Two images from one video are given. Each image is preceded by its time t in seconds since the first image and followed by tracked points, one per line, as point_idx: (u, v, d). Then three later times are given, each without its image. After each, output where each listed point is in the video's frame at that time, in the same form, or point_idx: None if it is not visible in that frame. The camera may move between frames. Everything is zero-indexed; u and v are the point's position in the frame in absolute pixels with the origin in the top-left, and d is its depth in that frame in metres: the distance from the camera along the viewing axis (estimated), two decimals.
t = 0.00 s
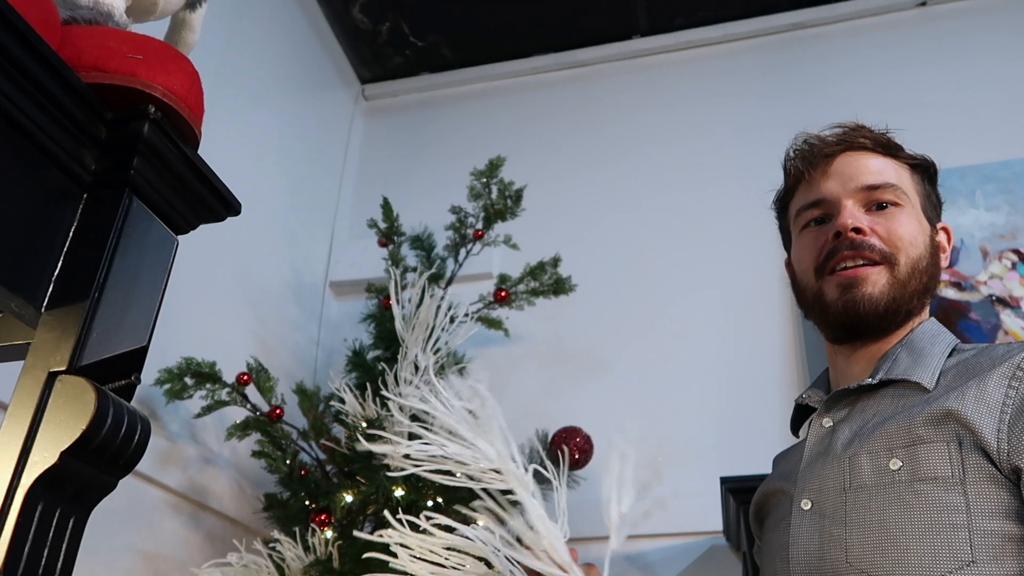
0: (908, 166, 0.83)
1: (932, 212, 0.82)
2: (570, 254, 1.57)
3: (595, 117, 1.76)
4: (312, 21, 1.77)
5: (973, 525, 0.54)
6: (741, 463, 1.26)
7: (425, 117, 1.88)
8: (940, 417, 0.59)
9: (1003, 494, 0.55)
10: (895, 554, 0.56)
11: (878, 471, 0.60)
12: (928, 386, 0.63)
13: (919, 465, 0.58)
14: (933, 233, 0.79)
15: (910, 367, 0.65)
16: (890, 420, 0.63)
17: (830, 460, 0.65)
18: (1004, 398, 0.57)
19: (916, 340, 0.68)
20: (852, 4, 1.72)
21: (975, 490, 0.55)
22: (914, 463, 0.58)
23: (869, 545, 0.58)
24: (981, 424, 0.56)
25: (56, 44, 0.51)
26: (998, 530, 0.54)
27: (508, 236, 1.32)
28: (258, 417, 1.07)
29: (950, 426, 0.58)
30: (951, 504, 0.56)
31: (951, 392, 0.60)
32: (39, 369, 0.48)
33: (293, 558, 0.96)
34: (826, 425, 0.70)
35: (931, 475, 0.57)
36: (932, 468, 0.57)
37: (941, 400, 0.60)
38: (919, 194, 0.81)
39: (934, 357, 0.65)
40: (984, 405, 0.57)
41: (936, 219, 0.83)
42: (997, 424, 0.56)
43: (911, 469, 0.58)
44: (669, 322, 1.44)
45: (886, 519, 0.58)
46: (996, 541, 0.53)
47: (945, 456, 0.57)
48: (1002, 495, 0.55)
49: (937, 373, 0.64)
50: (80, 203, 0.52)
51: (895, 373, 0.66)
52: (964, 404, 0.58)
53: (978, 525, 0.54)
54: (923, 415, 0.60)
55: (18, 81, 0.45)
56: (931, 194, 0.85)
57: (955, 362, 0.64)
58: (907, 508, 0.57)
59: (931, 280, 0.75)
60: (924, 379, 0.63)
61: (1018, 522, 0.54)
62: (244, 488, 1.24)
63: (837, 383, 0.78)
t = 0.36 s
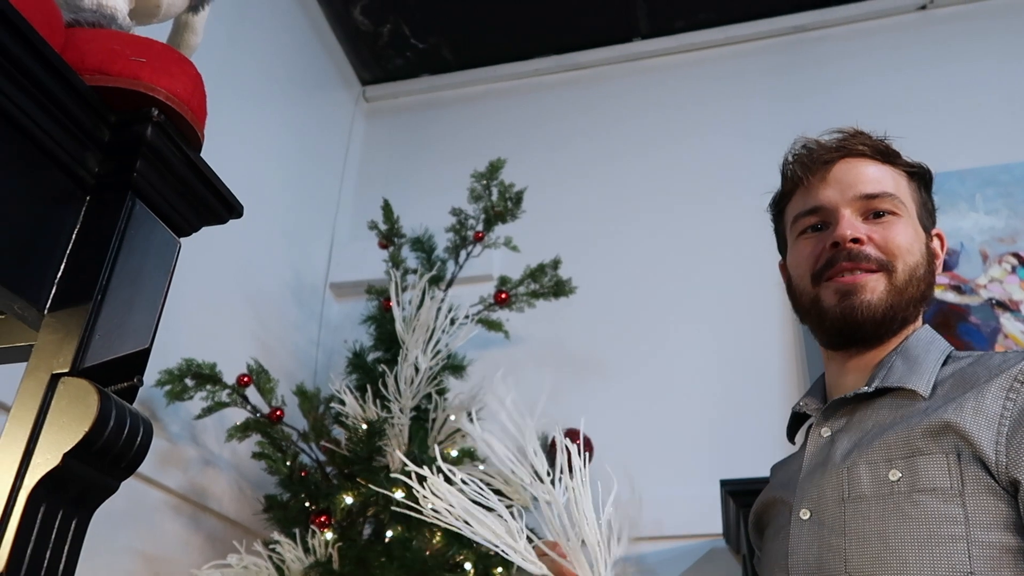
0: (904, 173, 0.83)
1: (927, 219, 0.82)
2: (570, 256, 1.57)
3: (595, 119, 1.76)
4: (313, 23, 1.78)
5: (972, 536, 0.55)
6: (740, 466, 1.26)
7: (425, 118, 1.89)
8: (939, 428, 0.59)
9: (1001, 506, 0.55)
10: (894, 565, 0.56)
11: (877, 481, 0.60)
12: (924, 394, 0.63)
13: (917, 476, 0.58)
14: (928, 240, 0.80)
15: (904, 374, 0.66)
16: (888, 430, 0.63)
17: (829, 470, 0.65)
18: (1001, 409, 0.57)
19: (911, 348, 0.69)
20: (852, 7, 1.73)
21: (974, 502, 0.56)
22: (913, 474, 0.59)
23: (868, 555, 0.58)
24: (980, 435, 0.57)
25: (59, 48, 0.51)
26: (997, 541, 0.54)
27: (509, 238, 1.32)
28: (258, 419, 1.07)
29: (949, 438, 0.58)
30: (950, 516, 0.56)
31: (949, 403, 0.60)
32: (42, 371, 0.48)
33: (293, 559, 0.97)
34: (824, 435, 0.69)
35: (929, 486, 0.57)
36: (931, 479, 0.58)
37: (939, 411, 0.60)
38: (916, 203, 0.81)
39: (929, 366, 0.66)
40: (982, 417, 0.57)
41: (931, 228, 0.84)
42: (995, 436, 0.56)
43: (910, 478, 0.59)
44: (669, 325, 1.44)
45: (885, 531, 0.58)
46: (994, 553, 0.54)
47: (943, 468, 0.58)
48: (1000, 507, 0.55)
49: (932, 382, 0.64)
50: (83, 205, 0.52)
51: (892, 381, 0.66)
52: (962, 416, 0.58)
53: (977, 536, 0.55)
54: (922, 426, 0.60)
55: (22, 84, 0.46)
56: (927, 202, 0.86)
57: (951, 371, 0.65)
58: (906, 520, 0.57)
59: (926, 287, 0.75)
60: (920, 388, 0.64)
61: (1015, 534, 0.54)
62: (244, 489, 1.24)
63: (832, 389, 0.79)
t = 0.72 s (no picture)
0: (869, 156, 0.79)
1: (913, 191, 0.77)
2: (568, 257, 1.57)
3: (594, 119, 1.76)
4: (311, 22, 1.77)
5: (944, 537, 0.54)
6: (737, 468, 1.26)
7: (423, 118, 1.88)
8: (914, 428, 0.58)
9: (973, 505, 0.54)
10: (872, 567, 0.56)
11: (857, 484, 0.60)
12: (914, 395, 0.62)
13: (893, 476, 0.58)
14: (910, 218, 0.75)
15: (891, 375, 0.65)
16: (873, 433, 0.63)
17: (819, 474, 0.65)
18: (971, 406, 0.56)
19: (905, 348, 0.68)
20: (851, 10, 1.73)
21: (946, 501, 0.55)
22: (888, 474, 0.58)
23: (849, 559, 0.58)
24: (952, 434, 0.56)
25: (50, 39, 0.51)
26: (969, 541, 0.53)
27: (507, 238, 1.32)
28: (253, 418, 1.06)
29: (923, 437, 0.58)
30: (922, 516, 0.55)
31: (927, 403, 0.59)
32: (29, 364, 0.47)
33: (286, 559, 0.95)
34: (821, 438, 0.69)
35: (903, 485, 0.57)
36: (905, 479, 0.57)
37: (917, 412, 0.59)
38: (891, 183, 0.77)
39: (921, 365, 0.65)
40: (956, 415, 0.56)
41: (926, 198, 0.79)
42: (967, 434, 0.55)
43: (886, 481, 0.58)
44: (666, 326, 1.43)
45: (864, 533, 0.58)
46: (967, 554, 0.53)
47: (917, 467, 0.57)
48: (973, 506, 0.54)
49: (923, 382, 0.63)
50: (73, 198, 0.51)
51: (882, 383, 0.65)
52: (936, 415, 0.57)
53: (949, 537, 0.54)
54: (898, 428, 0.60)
55: (10, 74, 0.45)
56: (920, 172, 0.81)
57: (942, 372, 0.64)
58: (882, 521, 0.57)
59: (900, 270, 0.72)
60: (910, 389, 0.63)
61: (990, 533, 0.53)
62: (239, 489, 1.23)
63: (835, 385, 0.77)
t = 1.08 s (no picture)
0: (797, 176, 0.83)
1: (834, 187, 0.77)
2: (569, 257, 1.57)
3: (595, 119, 1.76)
4: (313, 21, 1.77)
5: (869, 545, 0.56)
6: (737, 469, 1.26)
7: (425, 118, 1.88)
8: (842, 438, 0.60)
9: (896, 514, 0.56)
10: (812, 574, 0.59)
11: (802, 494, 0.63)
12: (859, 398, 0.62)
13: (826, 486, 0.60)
14: (823, 215, 0.76)
15: (851, 373, 0.66)
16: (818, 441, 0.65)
17: (783, 482, 0.68)
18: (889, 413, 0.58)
19: (865, 348, 0.67)
20: (853, 11, 1.72)
21: (870, 510, 0.57)
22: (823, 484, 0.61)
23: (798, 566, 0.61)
24: (874, 445, 0.58)
25: (55, 31, 0.51)
26: (893, 548, 0.55)
27: (508, 238, 1.32)
28: (252, 416, 1.06)
29: (850, 447, 0.60)
30: (850, 525, 0.57)
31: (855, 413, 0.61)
32: (32, 358, 0.47)
33: (286, 557, 0.96)
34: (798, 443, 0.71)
35: (832, 495, 0.59)
36: (833, 488, 0.59)
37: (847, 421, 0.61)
38: (811, 190, 0.79)
39: (876, 365, 0.64)
40: (878, 426, 0.58)
41: (859, 185, 0.76)
42: (885, 444, 0.57)
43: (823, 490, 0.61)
44: (667, 326, 1.43)
45: (806, 542, 0.61)
46: (891, 561, 0.55)
47: (845, 476, 0.59)
48: (895, 514, 0.56)
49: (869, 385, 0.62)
50: (76, 192, 0.51)
51: (837, 386, 0.66)
52: (859, 425, 0.59)
53: (874, 545, 0.56)
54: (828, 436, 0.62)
55: (15, 66, 0.45)
56: (859, 160, 0.78)
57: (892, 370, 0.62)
58: (817, 529, 0.60)
59: (801, 271, 0.74)
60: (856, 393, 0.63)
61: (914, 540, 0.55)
62: (238, 487, 1.23)
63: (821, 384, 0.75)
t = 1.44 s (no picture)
0: (804, 182, 0.82)
1: (833, 197, 0.76)
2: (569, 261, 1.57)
3: (595, 124, 1.76)
4: (314, 25, 1.78)
5: (810, 542, 0.57)
6: (738, 474, 1.26)
7: (425, 122, 1.89)
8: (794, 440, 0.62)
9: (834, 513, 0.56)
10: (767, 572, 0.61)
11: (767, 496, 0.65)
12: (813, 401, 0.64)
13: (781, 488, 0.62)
14: (818, 223, 0.75)
15: (823, 377, 0.67)
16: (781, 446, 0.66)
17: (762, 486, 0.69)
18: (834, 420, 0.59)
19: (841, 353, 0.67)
20: (853, 16, 1.73)
21: (812, 508, 0.58)
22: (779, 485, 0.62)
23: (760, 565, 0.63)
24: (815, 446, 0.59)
25: (54, 36, 0.51)
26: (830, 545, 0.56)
27: (507, 242, 1.32)
28: (252, 420, 1.07)
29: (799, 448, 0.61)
30: (796, 523, 0.59)
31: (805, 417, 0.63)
32: (29, 362, 0.47)
33: (285, 561, 0.96)
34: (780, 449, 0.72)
35: (784, 495, 0.61)
36: (785, 489, 0.61)
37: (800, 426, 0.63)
38: (812, 197, 0.78)
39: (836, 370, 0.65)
40: (821, 428, 0.60)
41: (856, 196, 0.74)
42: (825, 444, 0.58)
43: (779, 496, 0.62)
44: (667, 330, 1.43)
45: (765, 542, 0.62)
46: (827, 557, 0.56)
47: (795, 477, 0.60)
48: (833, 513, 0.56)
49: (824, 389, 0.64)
50: (76, 196, 0.51)
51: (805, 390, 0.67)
52: (805, 428, 0.61)
53: (814, 542, 0.57)
54: (783, 442, 0.64)
55: (15, 71, 0.45)
56: (862, 171, 0.76)
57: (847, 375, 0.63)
58: (773, 529, 0.61)
59: (791, 278, 0.74)
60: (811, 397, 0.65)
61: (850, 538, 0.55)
62: (237, 492, 1.23)
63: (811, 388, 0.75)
